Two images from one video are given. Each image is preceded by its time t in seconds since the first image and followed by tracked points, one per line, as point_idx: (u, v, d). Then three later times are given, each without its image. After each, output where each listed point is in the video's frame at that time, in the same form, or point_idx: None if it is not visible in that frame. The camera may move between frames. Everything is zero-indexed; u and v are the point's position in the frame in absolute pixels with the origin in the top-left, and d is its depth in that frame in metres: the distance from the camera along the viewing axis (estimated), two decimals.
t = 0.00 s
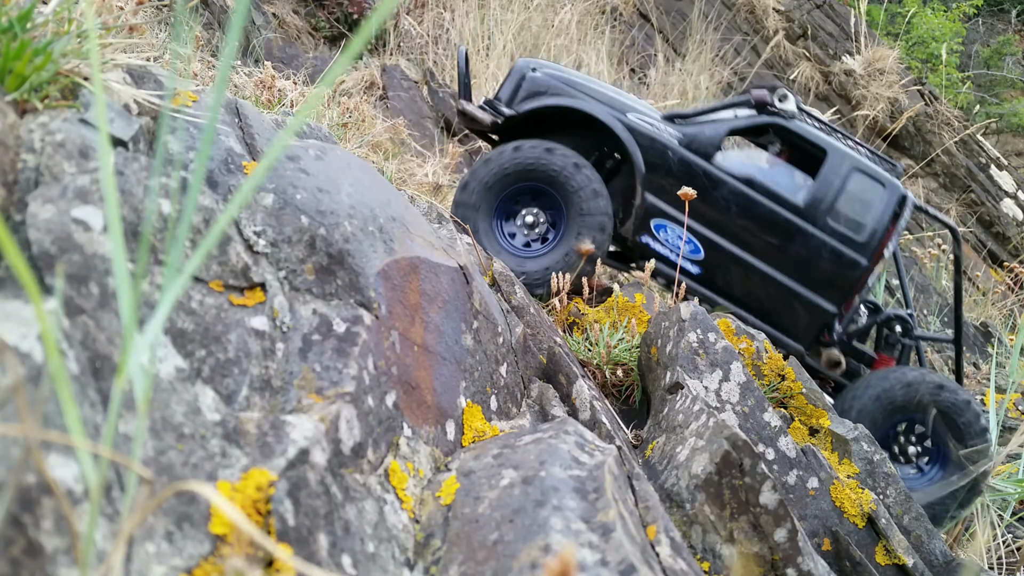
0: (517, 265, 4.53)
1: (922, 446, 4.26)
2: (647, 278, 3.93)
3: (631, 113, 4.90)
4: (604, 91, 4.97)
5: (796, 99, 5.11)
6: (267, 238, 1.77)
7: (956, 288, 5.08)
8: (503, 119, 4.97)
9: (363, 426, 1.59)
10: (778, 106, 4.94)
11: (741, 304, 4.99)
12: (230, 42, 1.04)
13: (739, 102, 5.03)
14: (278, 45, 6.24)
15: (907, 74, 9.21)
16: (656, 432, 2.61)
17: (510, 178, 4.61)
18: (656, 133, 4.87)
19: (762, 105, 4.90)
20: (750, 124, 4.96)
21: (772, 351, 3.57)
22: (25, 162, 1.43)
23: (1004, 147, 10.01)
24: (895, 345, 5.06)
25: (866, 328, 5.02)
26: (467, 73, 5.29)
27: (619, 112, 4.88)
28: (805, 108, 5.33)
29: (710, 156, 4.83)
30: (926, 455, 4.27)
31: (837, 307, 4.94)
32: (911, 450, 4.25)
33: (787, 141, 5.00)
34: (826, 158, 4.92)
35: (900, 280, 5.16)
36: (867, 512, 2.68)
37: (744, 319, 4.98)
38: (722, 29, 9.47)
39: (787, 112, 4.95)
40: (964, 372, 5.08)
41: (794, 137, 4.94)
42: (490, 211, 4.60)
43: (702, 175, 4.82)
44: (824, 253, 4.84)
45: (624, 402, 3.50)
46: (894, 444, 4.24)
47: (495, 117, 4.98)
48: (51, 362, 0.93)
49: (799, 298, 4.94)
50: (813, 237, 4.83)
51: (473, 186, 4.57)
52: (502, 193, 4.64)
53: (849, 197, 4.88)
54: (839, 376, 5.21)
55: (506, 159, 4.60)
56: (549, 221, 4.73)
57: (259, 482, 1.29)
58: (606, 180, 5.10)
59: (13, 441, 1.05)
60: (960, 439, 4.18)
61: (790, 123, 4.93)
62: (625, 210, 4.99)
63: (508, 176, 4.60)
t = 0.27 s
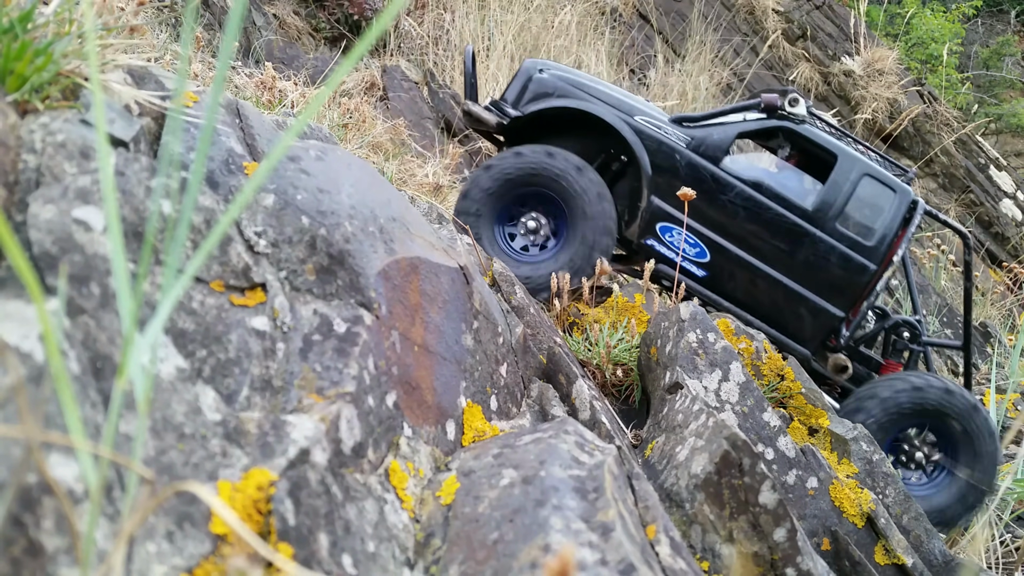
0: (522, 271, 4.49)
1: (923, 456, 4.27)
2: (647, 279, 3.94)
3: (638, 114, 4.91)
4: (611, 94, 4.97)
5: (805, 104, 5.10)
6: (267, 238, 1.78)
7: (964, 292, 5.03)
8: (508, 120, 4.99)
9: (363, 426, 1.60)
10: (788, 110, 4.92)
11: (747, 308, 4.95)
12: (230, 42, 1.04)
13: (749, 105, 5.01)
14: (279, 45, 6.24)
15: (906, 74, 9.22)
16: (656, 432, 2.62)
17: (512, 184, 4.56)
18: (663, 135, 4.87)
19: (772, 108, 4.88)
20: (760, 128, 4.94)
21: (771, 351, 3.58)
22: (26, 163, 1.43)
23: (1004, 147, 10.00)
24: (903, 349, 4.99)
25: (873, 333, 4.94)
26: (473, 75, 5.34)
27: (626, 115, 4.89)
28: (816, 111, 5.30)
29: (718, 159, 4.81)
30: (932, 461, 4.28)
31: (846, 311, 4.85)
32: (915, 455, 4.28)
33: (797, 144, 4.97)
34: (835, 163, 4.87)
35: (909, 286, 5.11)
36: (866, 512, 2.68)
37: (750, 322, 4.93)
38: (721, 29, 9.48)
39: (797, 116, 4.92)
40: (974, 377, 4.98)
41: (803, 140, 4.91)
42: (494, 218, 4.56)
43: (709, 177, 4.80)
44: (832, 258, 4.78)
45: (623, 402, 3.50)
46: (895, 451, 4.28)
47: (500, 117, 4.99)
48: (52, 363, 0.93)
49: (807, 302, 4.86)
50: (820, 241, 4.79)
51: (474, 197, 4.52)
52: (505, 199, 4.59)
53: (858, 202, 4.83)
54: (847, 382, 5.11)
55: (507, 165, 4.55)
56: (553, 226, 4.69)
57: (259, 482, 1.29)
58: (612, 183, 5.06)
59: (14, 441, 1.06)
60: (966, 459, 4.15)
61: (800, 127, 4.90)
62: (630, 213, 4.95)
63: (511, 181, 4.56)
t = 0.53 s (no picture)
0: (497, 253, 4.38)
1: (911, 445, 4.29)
2: (647, 278, 3.93)
3: (625, 104, 4.84)
4: (599, 85, 4.92)
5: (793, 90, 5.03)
6: (267, 238, 1.77)
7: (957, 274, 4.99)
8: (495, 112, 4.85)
9: (363, 426, 1.59)
10: (775, 97, 4.86)
11: (737, 296, 4.90)
12: (229, 40, 1.03)
13: (736, 93, 4.96)
14: (278, 45, 6.24)
15: (907, 74, 9.21)
16: (656, 433, 2.61)
17: (513, 171, 4.45)
18: (651, 124, 4.82)
19: (760, 96, 4.82)
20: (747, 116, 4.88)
21: (772, 351, 3.57)
22: (25, 162, 1.43)
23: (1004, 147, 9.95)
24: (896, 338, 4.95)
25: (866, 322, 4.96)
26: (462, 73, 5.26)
27: (613, 105, 4.83)
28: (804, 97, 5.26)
29: (706, 147, 4.76)
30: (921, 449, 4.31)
31: (836, 298, 4.85)
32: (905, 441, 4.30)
33: (785, 132, 4.93)
34: (824, 149, 4.84)
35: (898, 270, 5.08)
36: (867, 512, 2.68)
37: (741, 311, 4.88)
38: (722, 29, 9.47)
39: (785, 103, 4.86)
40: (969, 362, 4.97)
41: (791, 127, 4.86)
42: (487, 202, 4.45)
43: (698, 166, 4.75)
44: (822, 245, 4.76)
45: (624, 402, 3.50)
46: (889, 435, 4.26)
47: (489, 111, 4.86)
48: (50, 362, 0.93)
49: (796, 289, 4.85)
50: (810, 229, 4.76)
51: (471, 176, 4.41)
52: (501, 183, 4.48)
53: (847, 189, 4.81)
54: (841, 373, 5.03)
55: (514, 151, 4.44)
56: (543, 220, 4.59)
57: (259, 483, 1.29)
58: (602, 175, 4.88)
59: (13, 441, 1.05)
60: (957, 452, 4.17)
61: (788, 114, 4.85)
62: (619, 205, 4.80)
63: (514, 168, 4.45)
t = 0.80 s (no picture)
0: (484, 240, 4.35)
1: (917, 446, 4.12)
2: (647, 278, 3.93)
3: (624, 98, 4.71)
4: (596, 77, 4.77)
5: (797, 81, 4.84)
6: (267, 238, 1.77)
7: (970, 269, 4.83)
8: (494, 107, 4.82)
9: (363, 426, 1.59)
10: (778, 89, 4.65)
11: (738, 292, 4.76)
12: (229, 41, 1.03)
13: (739, 85, 4.79)
14: (278, 45, 6.24)
15: (907, 74, 9.20)
16: (656, 433, 2.61)
17: (519, 167, 4.41)
18: (651, 118, 4.68)
19: (762, 89, 4.64)
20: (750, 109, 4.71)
21: (772, 351, 3.57)
22: (25, 162, 1.43)
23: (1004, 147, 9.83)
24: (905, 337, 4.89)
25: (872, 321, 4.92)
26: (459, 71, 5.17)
27: (612, 98, 4.70)
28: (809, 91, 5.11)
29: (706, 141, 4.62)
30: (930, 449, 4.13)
31: (842, 296, 4.66)
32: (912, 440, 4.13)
33: (789, 126, 4.75)
34: (829, 143, 4.66)
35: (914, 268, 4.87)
36: (867, 512, 2.67)
37: (742, 309, 4.75)
38: (722, 29, 9.47)
39: (789, 96, 4.65)
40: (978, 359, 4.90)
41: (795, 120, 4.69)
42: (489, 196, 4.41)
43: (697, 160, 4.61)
44: (825, 240, 4.59)
45: (624, 402, 3.50)
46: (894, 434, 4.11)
47: (484, 104, 4.82)
48: (50, 363, 0.93)
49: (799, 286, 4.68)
50: (813, 223, 4.59)
51: (477, 166, 4.37)
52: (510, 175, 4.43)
53: (852, 183, 4.63)
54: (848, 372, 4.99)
55: (523, 147, 4.38)
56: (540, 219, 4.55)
57: (259, 483, 1.29)
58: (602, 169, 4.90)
59: (13, 441, 1.05)
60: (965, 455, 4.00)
61: (791, 107, 4.66)
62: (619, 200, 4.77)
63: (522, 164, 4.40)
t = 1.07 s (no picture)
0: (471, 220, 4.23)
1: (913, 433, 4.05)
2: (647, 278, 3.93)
3: (612, 85, 4.57)
4: (586, 67, 4.63)
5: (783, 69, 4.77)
6: (267, 238, 1.77)
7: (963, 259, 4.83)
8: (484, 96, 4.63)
9: (363, 426, 1.59)
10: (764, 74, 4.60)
11: (729, 277, 4.56)
12: (229, 41, 1.03)
13: (723, 74, 4.73)
14: (278, 45, 6.24)
15: (907, 74, 9.19)
16: (656, 432, 2.61)
17: (517, 151, 4.30)
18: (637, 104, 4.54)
19: (748, 74, 4.58)
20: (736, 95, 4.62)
21: (772, 351, 3.57)
22: (25, 162, 1.43)
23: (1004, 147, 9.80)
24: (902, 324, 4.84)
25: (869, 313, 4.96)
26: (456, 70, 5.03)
27: (600, 86, 4.55)
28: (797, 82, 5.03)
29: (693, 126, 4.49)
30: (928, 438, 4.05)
31: (834, 279, 4.46)
32: (911, 428, 4.05)
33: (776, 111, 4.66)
34: (815, 127, 4.56)
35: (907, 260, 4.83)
36: (867, 512, 2.67)
37: (733, 292, 4.54)
38: (722, 29, 9.47)
39: (775, 81, 4.59)
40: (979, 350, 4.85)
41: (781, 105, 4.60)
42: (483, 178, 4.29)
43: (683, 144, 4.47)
44: (816, 224, 4.42)
45: (624, 402, 3.50)
46: (893, 419, 4.03)
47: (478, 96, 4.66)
48: (50, 363, 0.93)
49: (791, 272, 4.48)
50: (803, 206, 4.42)
51: (474, 146, 4.26)
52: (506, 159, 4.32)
53: (841, 166, 4.49)
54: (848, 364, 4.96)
55: (521, 131, 4.27)
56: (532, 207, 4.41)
57: (259, 483, 1.29)
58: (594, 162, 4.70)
59: (13, 441, 1.05)
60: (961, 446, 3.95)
61: (778, 93, 4.59)
62: (611, 191, 4.57)
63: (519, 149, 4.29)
